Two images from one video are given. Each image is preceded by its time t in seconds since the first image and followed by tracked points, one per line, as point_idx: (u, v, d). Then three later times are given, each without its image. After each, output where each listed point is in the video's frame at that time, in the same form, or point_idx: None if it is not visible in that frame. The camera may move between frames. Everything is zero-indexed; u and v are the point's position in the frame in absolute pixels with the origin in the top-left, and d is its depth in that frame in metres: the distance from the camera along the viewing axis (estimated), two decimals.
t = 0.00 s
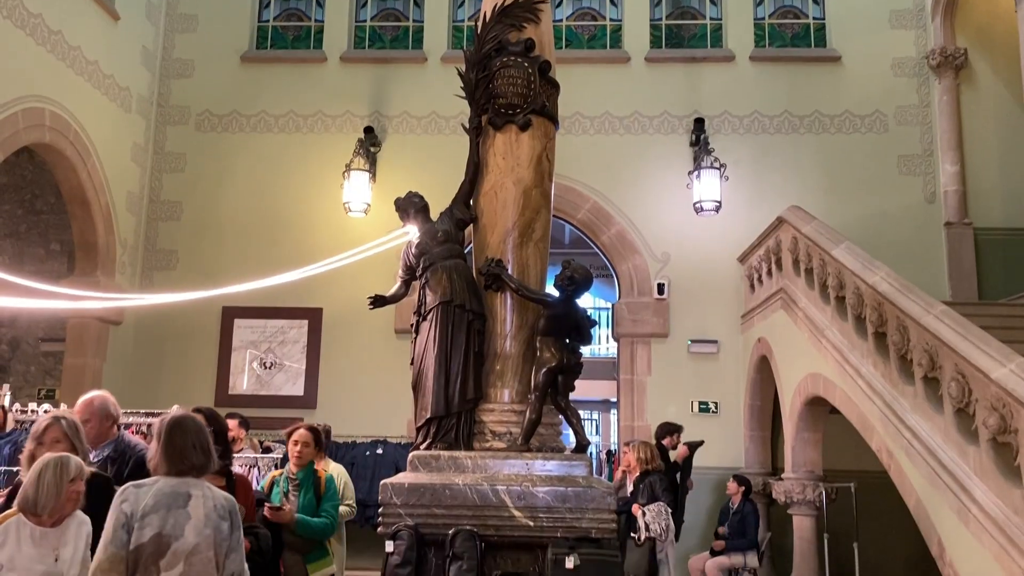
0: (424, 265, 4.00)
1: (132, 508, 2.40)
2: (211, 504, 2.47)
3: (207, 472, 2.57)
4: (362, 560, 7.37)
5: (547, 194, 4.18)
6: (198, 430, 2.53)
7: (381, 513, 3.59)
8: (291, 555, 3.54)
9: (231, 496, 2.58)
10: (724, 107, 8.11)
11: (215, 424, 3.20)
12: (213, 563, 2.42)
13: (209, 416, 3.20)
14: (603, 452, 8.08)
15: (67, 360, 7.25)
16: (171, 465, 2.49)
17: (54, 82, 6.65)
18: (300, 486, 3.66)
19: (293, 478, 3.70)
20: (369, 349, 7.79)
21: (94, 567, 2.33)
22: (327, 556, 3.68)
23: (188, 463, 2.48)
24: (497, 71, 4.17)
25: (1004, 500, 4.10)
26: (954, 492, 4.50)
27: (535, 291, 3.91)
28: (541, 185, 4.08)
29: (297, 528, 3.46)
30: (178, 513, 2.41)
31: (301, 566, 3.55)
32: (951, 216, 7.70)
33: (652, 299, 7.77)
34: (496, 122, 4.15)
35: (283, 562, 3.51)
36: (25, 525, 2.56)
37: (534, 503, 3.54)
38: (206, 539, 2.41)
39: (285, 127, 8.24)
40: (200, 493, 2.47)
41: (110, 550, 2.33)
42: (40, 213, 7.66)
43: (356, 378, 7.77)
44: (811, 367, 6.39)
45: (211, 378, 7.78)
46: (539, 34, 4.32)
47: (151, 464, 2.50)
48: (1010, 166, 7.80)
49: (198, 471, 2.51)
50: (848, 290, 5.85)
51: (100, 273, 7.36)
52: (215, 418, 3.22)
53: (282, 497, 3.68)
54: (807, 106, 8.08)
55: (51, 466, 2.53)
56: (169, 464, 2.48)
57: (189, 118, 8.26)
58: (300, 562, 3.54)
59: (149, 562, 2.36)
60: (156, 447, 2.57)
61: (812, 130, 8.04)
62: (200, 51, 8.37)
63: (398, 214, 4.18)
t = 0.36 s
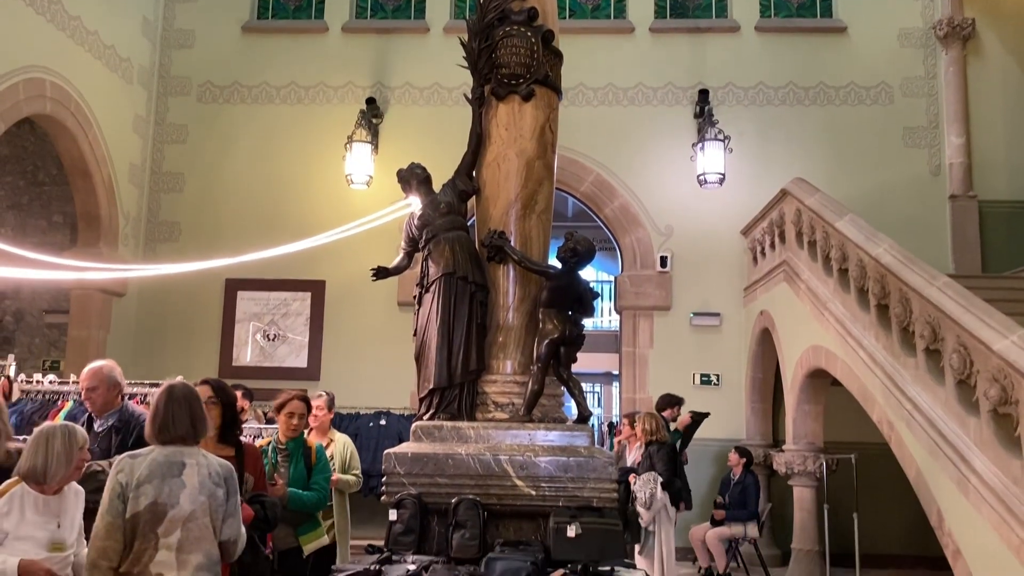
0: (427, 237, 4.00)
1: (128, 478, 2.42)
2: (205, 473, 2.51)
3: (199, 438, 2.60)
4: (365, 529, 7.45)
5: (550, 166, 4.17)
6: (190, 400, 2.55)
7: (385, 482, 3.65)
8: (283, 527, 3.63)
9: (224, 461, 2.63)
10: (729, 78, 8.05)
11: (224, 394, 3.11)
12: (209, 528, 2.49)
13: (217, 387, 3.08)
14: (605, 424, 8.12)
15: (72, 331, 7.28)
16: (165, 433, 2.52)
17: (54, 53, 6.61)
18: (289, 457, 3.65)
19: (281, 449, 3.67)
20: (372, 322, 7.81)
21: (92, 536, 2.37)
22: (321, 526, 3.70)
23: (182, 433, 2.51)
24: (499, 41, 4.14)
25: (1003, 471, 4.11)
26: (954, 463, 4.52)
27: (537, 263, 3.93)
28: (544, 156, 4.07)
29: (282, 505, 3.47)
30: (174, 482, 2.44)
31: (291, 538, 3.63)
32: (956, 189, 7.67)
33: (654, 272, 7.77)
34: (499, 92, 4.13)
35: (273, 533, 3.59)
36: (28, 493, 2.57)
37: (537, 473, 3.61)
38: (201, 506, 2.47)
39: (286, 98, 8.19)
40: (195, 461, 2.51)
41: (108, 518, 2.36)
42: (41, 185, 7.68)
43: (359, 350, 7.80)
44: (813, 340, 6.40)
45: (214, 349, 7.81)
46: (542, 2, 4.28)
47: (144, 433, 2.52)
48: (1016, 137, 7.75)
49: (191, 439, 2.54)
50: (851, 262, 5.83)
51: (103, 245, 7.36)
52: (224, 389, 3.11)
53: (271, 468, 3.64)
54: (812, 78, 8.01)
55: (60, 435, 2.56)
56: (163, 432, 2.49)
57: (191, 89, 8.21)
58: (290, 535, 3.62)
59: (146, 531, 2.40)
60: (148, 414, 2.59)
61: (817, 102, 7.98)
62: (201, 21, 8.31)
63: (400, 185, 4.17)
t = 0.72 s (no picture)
0: (429, 207, 3.99)
1: (121, 448, 2.42)
2: (199, 440, 2.49)
3: (192, 406, 2.58)
4: (369, 498, 7.52)
5: (553, 136, 4.14)
6: (180, 368, 2.53)
7: (388, 451, 3.69)
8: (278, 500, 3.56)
9: (219, 426, 2.60)
10: (733, 49, 7.98)
11: (218, 361, 3.12)
12: (205, 495, 2.46)
13: (211, 354, 3.11)
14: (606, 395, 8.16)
15: (75, 302, 7.30)
16: (155, 401, 2.50)
17: (53, 22, 6.56)
18: (288, 427, 3.55)
19: (281, 419, 3.58)
20: (374, 294, 7.82)
21: (88, 504, 2.38)
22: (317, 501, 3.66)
23: (173, 400, 2.49)
24: (502, 8, 4.11)
25: (1004, 442, 4.11)
26: (954, 434, 4.53)
27: (541, 234, 3.90)
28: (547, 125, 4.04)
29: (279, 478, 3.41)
30: (167, 451, 2.43)
31: (287, 511, 3.57)
32: (961, 160, 7.63)
33: (657, 245, 7.75)
34: (502, 61, 4.10)
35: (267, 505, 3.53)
36: (33, 461, 2.57)
37: (539, 442, 3.63)
38: (196, 473, 2.45)
39: (288, 69, 8.15)
40: (188, 429, 2.48)
41: (101, 488, 2.37)
42: (43, 155, 7.68)
43: (361, 322, 7.81)
44: (815, 311, 6.40)
45: (217, 321, 7.84)
46: None
47: (136, 402, 2.51)
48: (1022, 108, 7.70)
49: (184, 407, 2.53)
50: (854, 233, 5.81)
51: (105, 216, 7.36)
52: (218, 356, 3.13)
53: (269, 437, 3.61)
54: (817, 48, 7.94)
55: (64, 403, 2.57)
56: (153, 402, 2.48)
57: (192, 59, 8.16)
58: (284, 507, 3.56)
59: (142, 499, 2.40)
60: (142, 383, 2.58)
61: (822, 73, 7.92)
62: None
63: (402, 155, 4.16)
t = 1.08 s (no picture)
0: (431, 176, 3.97)
1: (151, 415, 2.41)
2: (223, 406, 2.50)
3: (211, 372, 2.58)
4: (372, 468, 7.58)
5: (556, 104, 4.11)
6: (201, 334, 2.53)
7: (392, 420, 3.72)
8: (270, 471, 3.27)
9: (237, 393, 2.62)
10: (739, 17, 7.90)
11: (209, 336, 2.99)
12: (228, 459, 2.49)
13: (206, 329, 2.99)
14: (609, 366, 8.18)
15: (78, 273, 7.31)
16: (175, 366, 2.50)
17: None
18: (277, 394, 3.30)
19: (270, 386, 3.32)
20: (377, 265, 7.82)
21: (118, 470, 2.36)
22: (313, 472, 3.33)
23: (195, 366, 2.50)
24: None
25: (1005, 411, 4.10)
26: (956, 404, 4.54)
27: (544, 204, 3.88)
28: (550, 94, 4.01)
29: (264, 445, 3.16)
30: (194, 418, 2.43)
31: (280, 481, 3.26)
32: (967, 131, 7.59)
33: (660, 216, 7.73)
34: (504, 28, 4.06)
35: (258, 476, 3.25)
36: (39, 428, 2.57)
37: (541, 411, 3.65)
38: (221, 439, 2.47)
39: (289, 38, 8.09)
40: (213, 397, 2.49)
41: (133, 455, 2.36)
42: (44, 125, 7.66)
43: (365, 293, 7.82)
44: (818, 283, 6.40)
45: (220, 292, 7.85)
46: None
47: (157, 369, 2.50)
48: None
49: (205, 373, 2.53)
50: (859, 204, 5.77)
51: (108, 186, 7.35)
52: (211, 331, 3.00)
53: (258, 406, 3.34)
54: (823, 17, 7.85)
55: (64, 369, 2.58)
56: (175, 367, 2.48)
57: (192, 28, 8.10)
58: (277, 478, 3.26)
59: (171, 464, 2.41)
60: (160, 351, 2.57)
61: (828, 42, 7.84)
62: None
63: (404, 124, 4.11)
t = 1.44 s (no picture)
0: (434, 147, 3.94)
1: (176, 383, 2.39)
2: (243, 373, 2.50)
3: (228, 340, 2.57)
4: (376, 438, 7.62)
5: (560, 74, 4.07)
6: (218, 302, 2.52)
7: (395, 390, 3.73)
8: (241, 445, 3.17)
9: (253, 360, 2.61)
10: None
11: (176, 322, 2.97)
12: (250, 425, 2.50)
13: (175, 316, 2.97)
14: (611, 339, 8.19)
15: (81, 244, 7.30)
16: (194, 335, 2.49)
17: None
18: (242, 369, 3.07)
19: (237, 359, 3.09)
20: (380, 236, 7.81)
21: (145, 438, 2.35)
22: (284, 444, 3.23)
23: (214, 335, 2.48)
24: None
25: (1007, 382, 4.09)
26: (959, 374, 4.54)
27: (547, 174, 3.86)
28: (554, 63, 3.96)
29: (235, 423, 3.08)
30: (217, 385, 2.43)
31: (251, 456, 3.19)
32: (973, 102, 7.53)
33: (664, 188, 7.70)
34: None
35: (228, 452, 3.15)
36: (38, 395, 2.60)
37: (544, 381, 3.65)
38: (244, 405, 2.47)
39: (290, 7, 8.01)
40: (233, 364, 2.49)
41: (161, 423, 2.34)
42: (44, 96, 7.62)
43: (368, 265, 7.83)
44: (822, 255, 6.39)
45: (223, 264, 7.85)
46: None
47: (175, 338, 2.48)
48: None
49: (224, 341, 2.52)
50: (863, 175, 5.74)
51: (109, 157, 7.33)
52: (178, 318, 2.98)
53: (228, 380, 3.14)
54: None
55: (57, 337, 2.57)
56: (195, 335, 2.47)
57: None
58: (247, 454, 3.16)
59: (197, 431, 2.40)
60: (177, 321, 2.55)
61: (835, 12, 7.75)
62: None
63: (406, 94, 4.07)
